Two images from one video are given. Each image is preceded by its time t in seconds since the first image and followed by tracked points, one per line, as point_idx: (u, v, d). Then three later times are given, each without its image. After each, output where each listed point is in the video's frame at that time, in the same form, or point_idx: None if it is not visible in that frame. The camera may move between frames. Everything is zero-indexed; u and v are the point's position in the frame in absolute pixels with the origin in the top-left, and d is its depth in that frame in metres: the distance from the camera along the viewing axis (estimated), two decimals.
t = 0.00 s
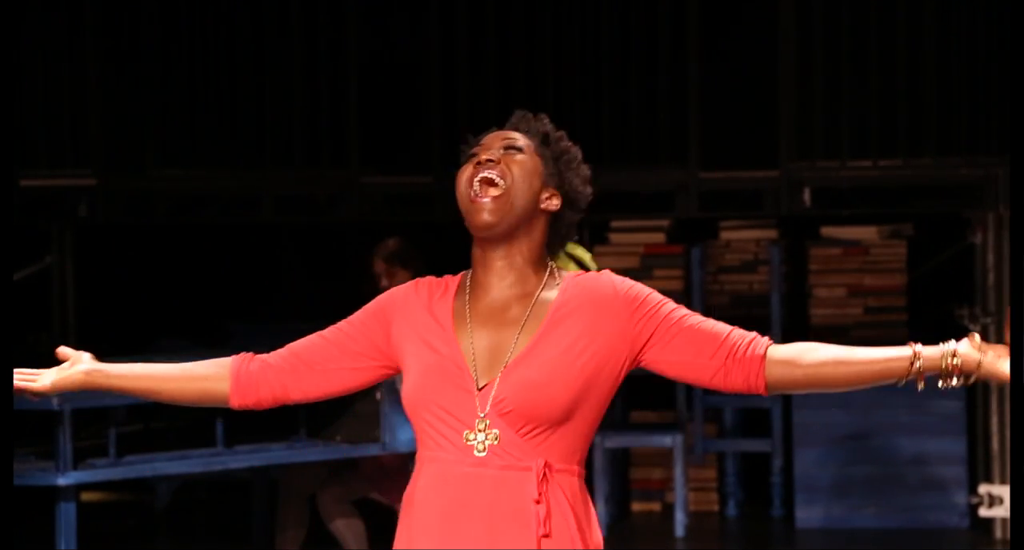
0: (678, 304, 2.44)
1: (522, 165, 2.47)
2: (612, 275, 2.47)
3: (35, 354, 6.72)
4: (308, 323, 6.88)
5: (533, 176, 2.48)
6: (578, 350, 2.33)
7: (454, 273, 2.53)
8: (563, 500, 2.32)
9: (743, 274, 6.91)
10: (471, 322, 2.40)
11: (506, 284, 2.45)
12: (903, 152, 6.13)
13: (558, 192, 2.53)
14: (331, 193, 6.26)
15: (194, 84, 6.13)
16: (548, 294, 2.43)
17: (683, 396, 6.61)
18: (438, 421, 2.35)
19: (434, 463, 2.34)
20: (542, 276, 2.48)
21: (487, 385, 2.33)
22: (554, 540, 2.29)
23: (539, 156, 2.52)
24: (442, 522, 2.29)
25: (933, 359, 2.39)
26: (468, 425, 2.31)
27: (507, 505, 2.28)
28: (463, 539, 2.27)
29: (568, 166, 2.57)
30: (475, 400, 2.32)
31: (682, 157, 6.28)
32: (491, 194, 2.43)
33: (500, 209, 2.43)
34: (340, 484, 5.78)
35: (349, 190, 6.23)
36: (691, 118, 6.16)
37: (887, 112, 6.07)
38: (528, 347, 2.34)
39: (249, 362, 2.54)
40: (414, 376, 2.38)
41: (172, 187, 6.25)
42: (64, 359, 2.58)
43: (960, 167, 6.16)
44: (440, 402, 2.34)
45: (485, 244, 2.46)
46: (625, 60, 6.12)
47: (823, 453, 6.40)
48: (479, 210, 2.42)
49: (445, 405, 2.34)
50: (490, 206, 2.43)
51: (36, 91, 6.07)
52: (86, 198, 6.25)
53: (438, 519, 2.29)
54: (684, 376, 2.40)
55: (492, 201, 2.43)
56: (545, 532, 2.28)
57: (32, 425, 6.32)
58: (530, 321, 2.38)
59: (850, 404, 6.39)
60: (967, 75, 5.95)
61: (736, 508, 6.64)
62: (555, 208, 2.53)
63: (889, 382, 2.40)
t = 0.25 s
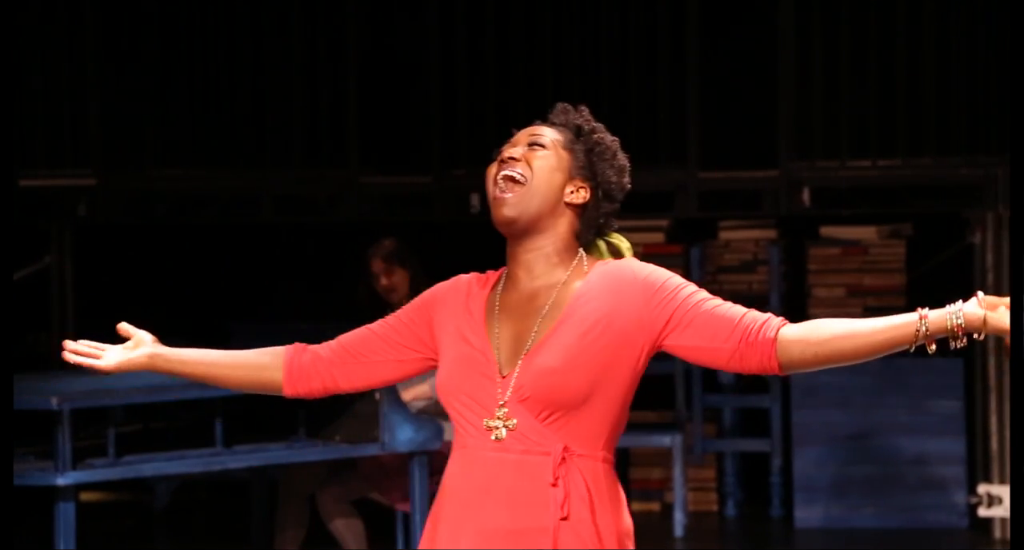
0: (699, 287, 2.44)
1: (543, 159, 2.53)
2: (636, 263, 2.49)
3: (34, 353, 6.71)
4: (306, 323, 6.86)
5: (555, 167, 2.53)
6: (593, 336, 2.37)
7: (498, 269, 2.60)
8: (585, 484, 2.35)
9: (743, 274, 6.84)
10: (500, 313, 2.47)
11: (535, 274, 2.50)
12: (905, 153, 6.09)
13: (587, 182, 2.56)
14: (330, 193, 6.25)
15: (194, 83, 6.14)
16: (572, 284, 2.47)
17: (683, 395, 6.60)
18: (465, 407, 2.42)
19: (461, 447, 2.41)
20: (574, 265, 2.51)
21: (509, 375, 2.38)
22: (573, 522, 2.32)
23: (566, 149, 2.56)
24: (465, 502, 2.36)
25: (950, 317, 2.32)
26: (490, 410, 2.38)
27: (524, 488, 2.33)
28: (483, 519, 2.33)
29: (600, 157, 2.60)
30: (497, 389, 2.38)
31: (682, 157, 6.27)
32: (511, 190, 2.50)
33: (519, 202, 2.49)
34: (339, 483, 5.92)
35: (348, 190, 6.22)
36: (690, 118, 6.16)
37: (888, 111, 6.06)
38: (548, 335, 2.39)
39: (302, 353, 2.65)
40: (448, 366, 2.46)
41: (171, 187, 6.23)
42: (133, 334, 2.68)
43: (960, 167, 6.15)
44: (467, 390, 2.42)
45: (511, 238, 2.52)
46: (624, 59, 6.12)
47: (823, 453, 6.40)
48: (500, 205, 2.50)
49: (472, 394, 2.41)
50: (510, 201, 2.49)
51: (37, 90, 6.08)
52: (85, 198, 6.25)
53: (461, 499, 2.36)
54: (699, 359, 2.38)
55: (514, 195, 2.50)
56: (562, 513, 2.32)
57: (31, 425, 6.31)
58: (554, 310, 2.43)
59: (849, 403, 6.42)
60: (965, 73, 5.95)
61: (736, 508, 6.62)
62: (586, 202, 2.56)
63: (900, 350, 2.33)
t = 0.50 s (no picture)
0: (722, 288, 2.57)
1: (579, 168, 2.65)
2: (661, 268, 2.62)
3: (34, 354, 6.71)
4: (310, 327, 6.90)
5: (589, 177, 2.65)
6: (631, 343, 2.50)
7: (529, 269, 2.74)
8: (639, 480, 2.50)
9: (743, 274, 6.83)
10: (537, 321, 2.60)
11: (571, 279, 2.63)
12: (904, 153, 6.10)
13: (620, 187, 2.69)
14: (331, 193, 6.26)
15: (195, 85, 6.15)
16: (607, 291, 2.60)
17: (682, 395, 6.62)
18: (513, 418, 2.54)
19: (515, 458, 2.54)
20: (608, 268, 2.65)
21: (553, 384, 2.51)
22: (635, 519, 2.48)
23: (598, 157, 2.68)
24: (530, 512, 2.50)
25: (949, 304, 2.42)
26: (539, 420, 2.50)
27: (584, 492, 2.48)
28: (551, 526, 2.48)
29: (629, 161, 2.72)
30: (542, 399, 2.51)
31: (682, 158, 6.28)
32: (548, 200, 2.63)
33: (558, 213, 2.61)
34: (338, 482, 5.95)
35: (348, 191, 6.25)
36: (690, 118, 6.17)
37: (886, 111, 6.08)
38: (587, 344, 2.51)
39: (342, 360, 2.82)
40: (488, 378, 2.58)
41: (172, 187, 6.25)
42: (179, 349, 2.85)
43: (959, 167, 6.15)
44: (513, 401, 2.54)
45: (547, 245, 2.65)
46: (624, 59, 6.13)
47: (824, 453, 6.42)
48: (537, 215, 2.62)
49: (518, 404, 2.53)
50: (547, 210, 2.61)
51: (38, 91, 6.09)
52: (85, 198, 6.26)
53: (525, 509, 2.50)
54: (729, 360, 2.50)
55: (551, 206, 2.62)
56: (624, 512, 2.48)
57: (32, 426, 6.32)
58: (592, 317, 2.56)
59: (849, 403, 6.42)
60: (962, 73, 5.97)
61: (737, 508, 6.62)
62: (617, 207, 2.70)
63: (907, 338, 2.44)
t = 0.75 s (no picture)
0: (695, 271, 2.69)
1: (568, 168, 2.71)
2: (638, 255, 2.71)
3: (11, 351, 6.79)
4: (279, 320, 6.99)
5: (578, 176, 2.71)
6: (620, 323, 2.59)
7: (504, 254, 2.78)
8: (631, 450, 2.58)
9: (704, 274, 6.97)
10: (523, 307, 2.64)
11: (557, 274, 2.68)
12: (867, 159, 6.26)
13: (597, 186, 2.76)
14: (305, 194, 6.38)
15: (168, 88, 6.26)
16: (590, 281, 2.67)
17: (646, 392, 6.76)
18: (506, 399, 2.58)
19: (509, 436, 2.57)
20: (588, 259, 2.72)
21: (546, 363, 2.56)
22: (631, 486, 2.55)
23: (581, 155, 2.74)
24: (528, 487, 2.53)
25: (927, 291, 2.59)
26: (535, 397, 2.55)
27: (583, 464, 2.53)
28: (551, 499, 2.52)
29: (602, 156, 2.79)
30: (536, 378, 2.56)
31: (647, 162, 6.43)
32: (545, 199, 2.67)
33: (553, 210, 2.66)
34: (309, 479, 6.08)
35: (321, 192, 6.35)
36: (656, 122, 6.31)
37: (844, 119, 6.26)
38: (578, 326, 2.58)
39: (317, 337, 2.83)
40: (479, 358, 2.61)
41: (149, 190, 6.35)
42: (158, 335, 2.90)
43: (916, 172, 6.33)
44: (508, 380, 2.57)
45: (534, 240, 2.69)
46: (592, 63, 6.25)
47: (781, 448, 6.59)
48: (533, 213, 2.65)
49: (514, 383, 2.57)
50: (542, 210, 2.65)
51: (18, 96, 6.21)
52: (65, 202, 6.40)
53: (524, 483, 2.53)
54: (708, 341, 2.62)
55: (546, 205, 2.67)
56: (621, 480, 2.54)
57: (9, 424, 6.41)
58: (580, 301, 2.62)
59: (807, 400, 6.61)
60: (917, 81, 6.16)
61: (697, 502, 6.80)
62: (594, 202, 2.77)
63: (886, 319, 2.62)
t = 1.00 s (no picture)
0: (620, 276, 2.90)
1: (507, 174, 2.86)
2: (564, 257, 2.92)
3: None
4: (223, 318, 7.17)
5: (516, 181, 2.87)
6: (556, 321, 2.79)
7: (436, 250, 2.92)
8: (561, 442, 2.78)
9: (636, 275, 7.21)
10: (463, 302, 2.80)
11: (493, 273, 2.85)
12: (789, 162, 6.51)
13: (527, 189, 2.93)
14: (249, 198, 6.65)
15: (118, 96, 6.56)
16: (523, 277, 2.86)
17: (579, 387, 6.97)
18: (448, 388, 2.73)
19: (449, 423, 2.73)
20: (518, 259, 2.89)
21: (491, 355, 2.74)
22: (564, 473, 2.75)
23: (515, 159, 2.91)
24: (469, 471, 2.70)
25: (833, 293, 2.88)
26: (478, 387, 2.72)
27: (523, 451, 2.71)
28: (490, 482, 2.70)
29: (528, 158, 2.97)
30: (482, 370, 2.72)
31: (580, 166, 6.68)
32: (488, 203, 2.82)
33: (495, 215, 2.82)
34: (253, 475, 6.30)
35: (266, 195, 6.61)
36: (588, 129, 6.61)
37: (768, 125, 6.55)
38: (518, 323, 2.77)
39: (255, 327, 2.97)
40: (423, 349, 2.75)
41: (97, 193, 6.62)
42: (94, 317, 3.02)
43: (839, 175, 6.61)
44: (453, 370, 2.73)
45: (472, 240, 2.84)
46: (527, 73, 6.55)
47: (710, 442, 6.85)
48: (477, 216, 2.81)
49: (459, 373, 2.73)
50: (486, 213, 2.81)
51: None
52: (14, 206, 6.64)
53: (465, 468, 2.70)
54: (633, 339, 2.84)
55: (488, 209, 2.82)
56: (555, 467, 2.73)
57: None
58: (518, 299, 2.81)
59: (735, 396, 6.86)
60: (831, 88, 6.47)
61: (629, 494, 7.04)
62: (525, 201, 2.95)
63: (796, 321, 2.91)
